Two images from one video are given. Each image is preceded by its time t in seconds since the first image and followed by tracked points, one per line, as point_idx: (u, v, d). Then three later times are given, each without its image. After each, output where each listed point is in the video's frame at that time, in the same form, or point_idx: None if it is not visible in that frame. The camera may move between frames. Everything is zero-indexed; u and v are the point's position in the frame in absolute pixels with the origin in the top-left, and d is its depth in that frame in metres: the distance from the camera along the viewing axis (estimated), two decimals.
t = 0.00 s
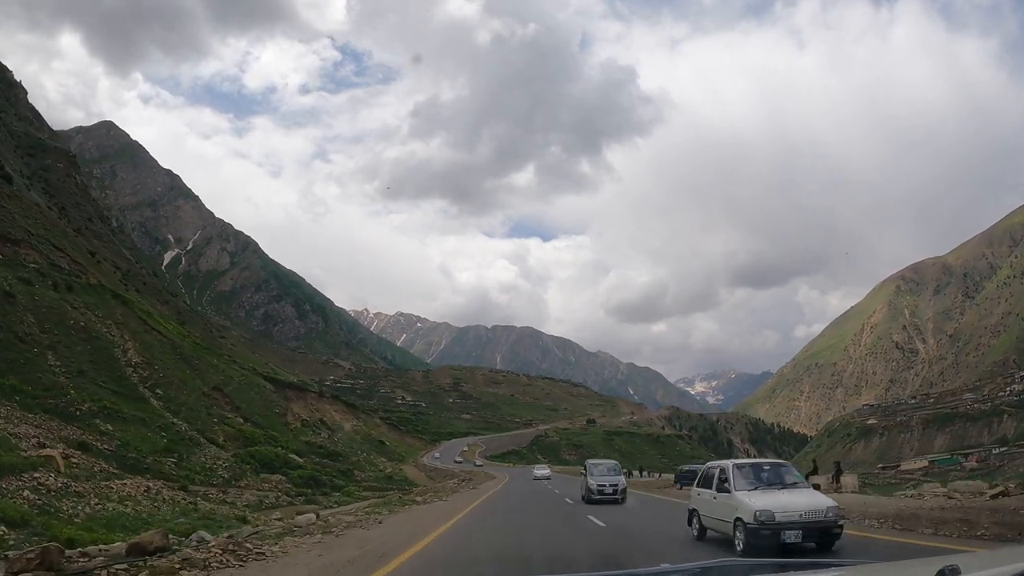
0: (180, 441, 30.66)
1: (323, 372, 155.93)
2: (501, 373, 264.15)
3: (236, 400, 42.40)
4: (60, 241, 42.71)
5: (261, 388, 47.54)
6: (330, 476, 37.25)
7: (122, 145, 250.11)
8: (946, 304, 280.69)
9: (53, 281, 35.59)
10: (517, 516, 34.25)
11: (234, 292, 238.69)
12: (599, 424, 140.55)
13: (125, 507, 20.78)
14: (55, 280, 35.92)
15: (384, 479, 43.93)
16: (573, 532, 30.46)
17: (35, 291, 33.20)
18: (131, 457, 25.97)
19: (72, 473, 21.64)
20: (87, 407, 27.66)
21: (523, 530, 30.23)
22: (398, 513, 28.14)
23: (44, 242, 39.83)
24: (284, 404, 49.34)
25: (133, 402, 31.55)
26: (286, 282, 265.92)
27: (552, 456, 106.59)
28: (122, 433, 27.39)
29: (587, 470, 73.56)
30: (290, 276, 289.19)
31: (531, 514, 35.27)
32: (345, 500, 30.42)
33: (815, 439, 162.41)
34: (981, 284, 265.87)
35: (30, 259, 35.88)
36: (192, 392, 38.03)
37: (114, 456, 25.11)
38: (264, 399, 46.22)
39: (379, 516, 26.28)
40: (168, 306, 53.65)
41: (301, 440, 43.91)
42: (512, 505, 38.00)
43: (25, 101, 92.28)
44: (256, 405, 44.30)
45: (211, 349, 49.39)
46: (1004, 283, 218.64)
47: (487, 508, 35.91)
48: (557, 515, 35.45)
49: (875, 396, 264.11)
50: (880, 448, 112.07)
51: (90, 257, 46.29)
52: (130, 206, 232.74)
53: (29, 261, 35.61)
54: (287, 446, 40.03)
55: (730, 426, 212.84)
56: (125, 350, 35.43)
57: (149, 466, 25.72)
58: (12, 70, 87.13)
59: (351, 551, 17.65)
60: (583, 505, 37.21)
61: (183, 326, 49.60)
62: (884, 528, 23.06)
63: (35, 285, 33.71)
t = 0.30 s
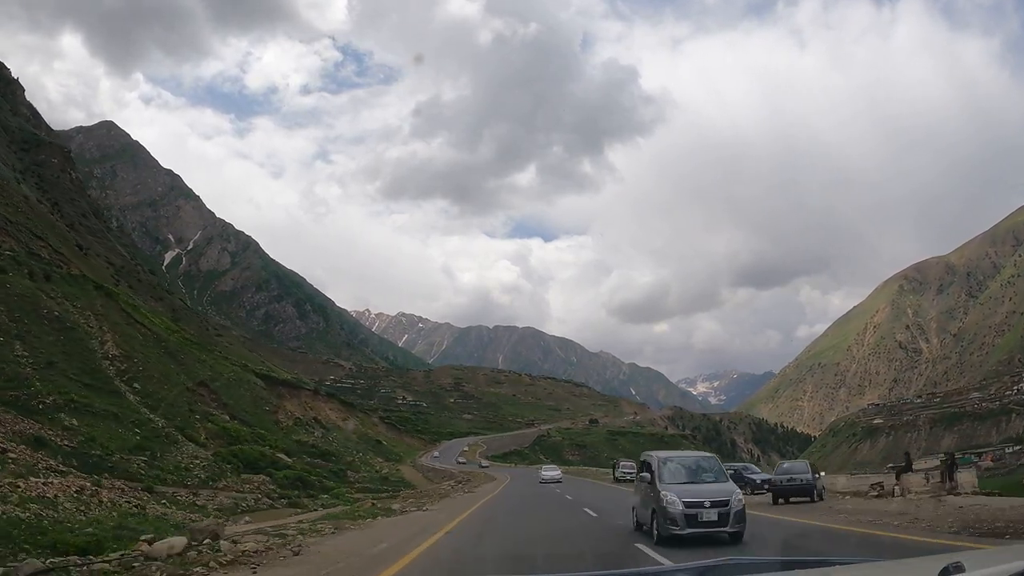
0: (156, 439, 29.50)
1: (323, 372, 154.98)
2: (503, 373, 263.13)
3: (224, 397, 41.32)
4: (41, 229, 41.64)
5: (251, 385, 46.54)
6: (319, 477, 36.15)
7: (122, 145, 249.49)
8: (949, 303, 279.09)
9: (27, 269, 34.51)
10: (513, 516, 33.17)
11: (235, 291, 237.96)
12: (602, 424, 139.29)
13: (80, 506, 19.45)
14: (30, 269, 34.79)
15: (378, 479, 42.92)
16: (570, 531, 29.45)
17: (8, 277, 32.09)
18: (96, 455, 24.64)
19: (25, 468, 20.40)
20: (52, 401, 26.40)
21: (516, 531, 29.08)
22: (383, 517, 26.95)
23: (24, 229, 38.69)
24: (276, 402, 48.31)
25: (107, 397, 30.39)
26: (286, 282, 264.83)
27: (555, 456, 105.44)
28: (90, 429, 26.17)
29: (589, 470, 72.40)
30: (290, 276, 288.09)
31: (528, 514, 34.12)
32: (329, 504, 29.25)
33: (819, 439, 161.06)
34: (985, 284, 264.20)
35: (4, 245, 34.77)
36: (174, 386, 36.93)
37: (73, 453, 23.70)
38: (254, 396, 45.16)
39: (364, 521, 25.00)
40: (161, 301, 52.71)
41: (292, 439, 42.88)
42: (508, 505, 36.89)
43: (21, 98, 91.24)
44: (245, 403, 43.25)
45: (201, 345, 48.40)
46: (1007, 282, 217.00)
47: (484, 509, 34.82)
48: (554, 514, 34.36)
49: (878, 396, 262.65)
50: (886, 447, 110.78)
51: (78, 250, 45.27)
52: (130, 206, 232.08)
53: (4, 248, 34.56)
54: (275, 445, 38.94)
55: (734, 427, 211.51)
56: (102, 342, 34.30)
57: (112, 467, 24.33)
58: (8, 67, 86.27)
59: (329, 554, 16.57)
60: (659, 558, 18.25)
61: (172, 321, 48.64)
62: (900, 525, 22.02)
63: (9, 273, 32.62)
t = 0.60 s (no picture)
0: (127, 435, 28.17)
1: (323, 372, 154.09)
2: (505, 373, 261.97)
3: (209, 393, 40.16)
4: (22, 217, 40.41)
5: (240, 381, 45.42)
6: (304, 477, 34.97)
7: (123, 145, 248.74)
8: (952, 303, 277.52)
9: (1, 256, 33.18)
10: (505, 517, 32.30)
11: (235, 291, 237.08)
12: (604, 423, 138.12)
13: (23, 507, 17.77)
14: (4, 257, 33.50)
15: (370, 479, 41.87)
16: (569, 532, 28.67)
17: None
18: (55, 451, 23.09)
19: None
20: (12, 392, 24.98)
21: (506, 533, 27.91)
22: (364, 523, 25.59)
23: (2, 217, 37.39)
24: (267, 398, 47.27)
25: (77, 390, 29.08)
26: (287, 282, 263.90)
27: (557, 456, 104.27)
28: (52, 423, 24.78)
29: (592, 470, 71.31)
30: (291, 276, 287.39)
31: (523, 516, 33.38)
32: (309, 506, 27.94)
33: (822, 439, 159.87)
34: (988, 283, 262.69)
35: None
36: (153, 380, 35.67)
37: (28, 449, 22.12)
38: (243, 393, 44.04)
39: (341, 527, 23.43)
40: (152, 297, 51.71)
41: (280, 437, 41.74)
42: (503, 506, 36.09)
43: (16, 93, 90.33)
44: (233, 399, 42.11)
45: (189, 340, 47.34)
46: (1011, 281, 215.45)
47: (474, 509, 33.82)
48: (552, 516, 33.65)
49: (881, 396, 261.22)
50: (893, 447, 109.66)
51: (63, 242, 44.16)
52: (130, 206, 231.31)
53: None
54: (261, 443, 37.77)
55: (736, 427, 210.31)
56: (77, 334, 33.01)
57: (71, 465, 22.78)
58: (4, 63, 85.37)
59: (297, 564, 15.31)
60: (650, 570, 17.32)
61: (161, 315, 47.61)
62: (902, 541, 21.24)
63: None
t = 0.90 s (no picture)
0: (93, 431, 26.93)
1: (323, 371, 153.17)
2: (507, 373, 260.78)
3: (193, 389, 39.08)
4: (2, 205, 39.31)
5: (227, 377, 44.31)
6: (290, 478, 33.79)
7: (123, 144, 247.56)
8: (955, 302, 275.71)
9: None
10: (508, 513, 31.76)
11: (235, 291, 235.81)
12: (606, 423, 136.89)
13: None
14: None
15: (362, 480, 40.71)
16: (571, 529, 28.00)
17: None
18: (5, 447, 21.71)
19: None
20: None
21: (492, 531, 26.79)
22: (347, 526, 24.22)
23: None
24: (258, 396, 46.29)
25: (43, 381, 27.86)
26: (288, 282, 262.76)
27: (559, 457, 102.87)
28: (7, 416, 23.46)
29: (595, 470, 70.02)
30: (292, 276, 286.25)
31: (524, 511, 32.92)
32: (288, 510, 26.49)
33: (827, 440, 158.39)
34: (991, 283, 260.99)
35: None
36: (130, 373, 34.52)
37: None
38: (231, 390, 42.99)
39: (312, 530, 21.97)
40: (145, 293, 50.84)
41: (268, 436, 40.64)
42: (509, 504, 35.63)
43: (12, 90, 89.26)
44: (220, 396, 41.06)
45: (179, 335, 46.33)
46: (1015, 280, 213.73)
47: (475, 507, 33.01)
48: (557, 511, 33.41)
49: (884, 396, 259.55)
50: (900, 447, 108.29)
51: (49, 234, 43.19)
52: (130, 205, 230.18)
53: None
54: (246, 442, 36.67)
55: (739, 427, 208.97)
56: (48, 325, 31.83)
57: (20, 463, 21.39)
58: None
59: (268, 571, 14.41)
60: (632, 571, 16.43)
61: (150, 311, 46.70)
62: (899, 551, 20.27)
63: None
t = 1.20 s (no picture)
0: (52, 425, 25.62)
1: (322, 371, 152.26)
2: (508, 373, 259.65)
3: (174, 384, 37.95)
4: None
5: (213, 372, 43.25)
6: (269, 478, 32.49)
7: (122, 143, 246.50)
8: (958, 301, 274.20)
9: None
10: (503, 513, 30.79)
11: (235, 291, 234.73)
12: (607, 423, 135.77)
13: None
14: None
15: (351, 480, 39.57)
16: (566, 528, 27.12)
17: None
18: None
19: None
20: None
21: (477, 528, 25.62)
22: (319, 529, 22.89)
23: None
24: (246, 392, 45.25)
25: (6, 372, 26.66)
26: (288, 282, 261.69)
27: (561, 457, 101.68)
28: None
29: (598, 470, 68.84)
30: (292, 276, 285.16)
31: (522, 510, 32.02)
32: (259, 514, 25.01)
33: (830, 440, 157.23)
34: (993, 282, 259.51)
35: None
36: (105, 366, 33.36)
37: None
38: (217, 385, 41.89)
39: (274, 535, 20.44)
40: (137, 288, 49.96)
41: (253, 434, 39.53)
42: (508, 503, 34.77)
43: (7, 85, 88.25)
44: (204, 392, 39.95)
45: (166, 330, 45.32)
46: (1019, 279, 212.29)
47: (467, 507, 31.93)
48: (554, 510, 32.76)
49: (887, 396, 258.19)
50: (905, 447, 107.03)
51: (34, 225, 42.22)
52: (130, 205, 229.23)
53: None
54: (226, 439, 35.56)
55: (742, 427, 207.68)
56: (17, 313, 30.65)
57: None
58: None
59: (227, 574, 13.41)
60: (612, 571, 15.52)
61: (139, 305, 45.74)
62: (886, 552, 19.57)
63: None
